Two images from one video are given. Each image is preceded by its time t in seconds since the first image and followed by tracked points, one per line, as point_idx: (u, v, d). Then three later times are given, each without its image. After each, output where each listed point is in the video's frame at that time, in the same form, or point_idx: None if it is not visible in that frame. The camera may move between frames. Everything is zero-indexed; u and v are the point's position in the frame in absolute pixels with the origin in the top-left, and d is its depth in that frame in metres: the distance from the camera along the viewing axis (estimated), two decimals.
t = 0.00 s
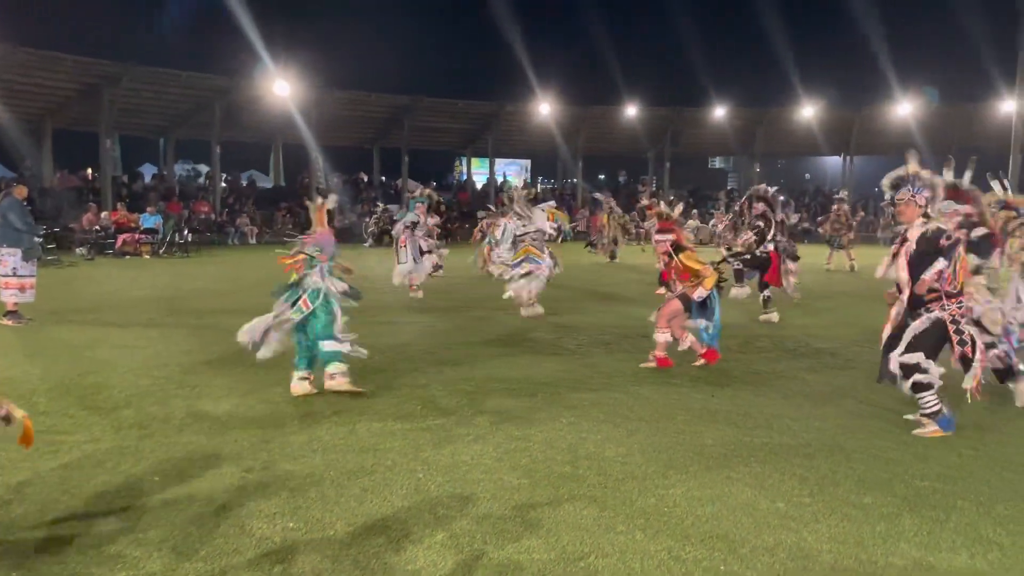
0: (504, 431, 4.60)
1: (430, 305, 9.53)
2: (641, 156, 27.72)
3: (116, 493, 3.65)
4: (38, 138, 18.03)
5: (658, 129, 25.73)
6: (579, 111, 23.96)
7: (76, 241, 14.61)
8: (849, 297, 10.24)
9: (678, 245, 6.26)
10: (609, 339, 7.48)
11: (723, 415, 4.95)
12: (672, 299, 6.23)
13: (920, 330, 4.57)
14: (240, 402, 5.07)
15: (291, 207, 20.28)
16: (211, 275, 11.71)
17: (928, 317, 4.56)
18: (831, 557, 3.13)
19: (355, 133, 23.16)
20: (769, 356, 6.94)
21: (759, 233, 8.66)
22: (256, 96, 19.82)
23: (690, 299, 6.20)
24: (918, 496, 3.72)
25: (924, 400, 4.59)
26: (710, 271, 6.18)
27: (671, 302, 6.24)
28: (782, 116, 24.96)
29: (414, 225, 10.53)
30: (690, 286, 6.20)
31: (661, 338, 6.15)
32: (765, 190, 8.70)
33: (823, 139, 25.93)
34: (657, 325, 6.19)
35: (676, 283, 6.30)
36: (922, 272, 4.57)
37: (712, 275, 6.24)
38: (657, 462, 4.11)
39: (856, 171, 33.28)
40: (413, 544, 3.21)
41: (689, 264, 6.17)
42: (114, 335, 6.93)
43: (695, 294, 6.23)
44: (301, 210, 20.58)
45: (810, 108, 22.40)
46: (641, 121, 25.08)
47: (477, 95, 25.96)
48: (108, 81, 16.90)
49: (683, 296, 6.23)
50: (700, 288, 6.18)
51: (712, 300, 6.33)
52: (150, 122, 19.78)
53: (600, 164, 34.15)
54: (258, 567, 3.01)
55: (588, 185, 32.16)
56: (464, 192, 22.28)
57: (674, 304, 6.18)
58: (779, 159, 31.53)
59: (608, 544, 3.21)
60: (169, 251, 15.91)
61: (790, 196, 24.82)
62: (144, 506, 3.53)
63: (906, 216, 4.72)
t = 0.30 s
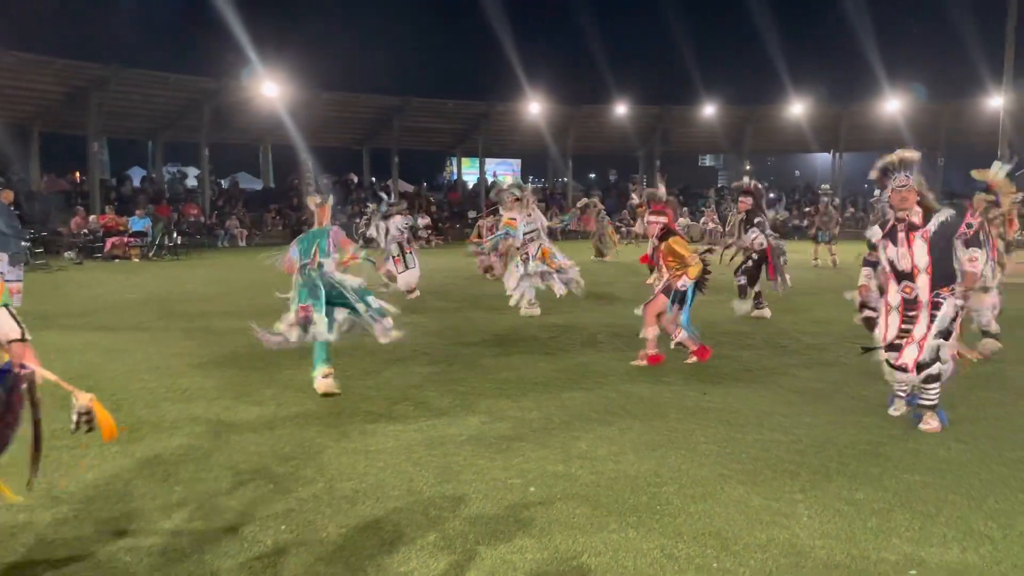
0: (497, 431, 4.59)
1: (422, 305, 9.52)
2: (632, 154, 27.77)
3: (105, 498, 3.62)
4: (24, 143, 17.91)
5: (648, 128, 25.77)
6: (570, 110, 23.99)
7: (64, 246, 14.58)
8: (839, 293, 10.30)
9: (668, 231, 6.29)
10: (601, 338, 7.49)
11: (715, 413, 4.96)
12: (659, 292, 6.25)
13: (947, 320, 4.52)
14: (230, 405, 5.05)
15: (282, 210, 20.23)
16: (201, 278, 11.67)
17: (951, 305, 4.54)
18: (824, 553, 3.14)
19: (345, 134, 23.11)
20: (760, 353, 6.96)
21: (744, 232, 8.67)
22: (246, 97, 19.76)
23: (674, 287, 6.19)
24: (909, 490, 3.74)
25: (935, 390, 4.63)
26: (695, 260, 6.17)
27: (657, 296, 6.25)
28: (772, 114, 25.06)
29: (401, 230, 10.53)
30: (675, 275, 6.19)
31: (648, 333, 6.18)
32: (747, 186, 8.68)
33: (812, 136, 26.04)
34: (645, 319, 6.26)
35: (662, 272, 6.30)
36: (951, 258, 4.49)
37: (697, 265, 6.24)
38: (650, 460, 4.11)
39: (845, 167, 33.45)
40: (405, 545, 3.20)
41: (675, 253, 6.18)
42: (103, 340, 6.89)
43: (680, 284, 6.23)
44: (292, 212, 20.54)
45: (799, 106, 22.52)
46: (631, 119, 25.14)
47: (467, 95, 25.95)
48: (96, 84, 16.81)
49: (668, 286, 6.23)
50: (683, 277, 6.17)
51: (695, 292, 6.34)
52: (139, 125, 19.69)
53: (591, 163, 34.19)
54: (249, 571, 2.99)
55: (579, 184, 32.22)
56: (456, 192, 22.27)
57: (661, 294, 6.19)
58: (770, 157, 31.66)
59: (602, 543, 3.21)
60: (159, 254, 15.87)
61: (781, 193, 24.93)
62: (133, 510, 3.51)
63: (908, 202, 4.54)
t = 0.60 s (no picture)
0: (496, 431, 4.59)
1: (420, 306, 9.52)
2: (629, 154, 27.78)
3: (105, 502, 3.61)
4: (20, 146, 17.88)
5: (644, 127, 25.78)
6: (567, 110, 23.99)
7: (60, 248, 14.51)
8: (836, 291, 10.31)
9: (668, 218, 6.26)
10: (599, 337, 7.49)
11: (714, 411, 4.96)
12: (656, 284, 6.23)
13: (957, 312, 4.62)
14: (229, 407, 5.05)
15: (280, 212, 20.22)
16: (199, 280, 11.66)
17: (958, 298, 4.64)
18: (823, 551, 3.13)
19: (341, 135, 23.11)
20: (758, 352, 6.97)
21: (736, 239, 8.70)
22: (242, 99, 19.75)
23: (667, 276, 6.18)
24: (908, 488, 3.74)
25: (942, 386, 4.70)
26: (691, 249, 6.14)
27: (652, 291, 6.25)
28: (768, 112, 25.06)
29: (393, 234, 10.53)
30: (670, 263, 6.17)
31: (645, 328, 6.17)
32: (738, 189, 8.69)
33: (809, 134, 26.05)
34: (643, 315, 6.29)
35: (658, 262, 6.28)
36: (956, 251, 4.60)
37: (692, 253, 6.21)
38: (648, 460, 4.11)
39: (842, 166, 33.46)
40: (405, 547, 3.19)
41: (672, 241, 6.15)
42: (101, 343, 6.89)
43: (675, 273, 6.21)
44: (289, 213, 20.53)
45: (795, 104, 22.53)
46: (628, 119, 25.15)
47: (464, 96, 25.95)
48: (91, 86, 16.79)
49: (663, 277, 6.22)
50: (678, 265, 6.14)
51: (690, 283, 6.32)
52: (135, 128, 19.67)
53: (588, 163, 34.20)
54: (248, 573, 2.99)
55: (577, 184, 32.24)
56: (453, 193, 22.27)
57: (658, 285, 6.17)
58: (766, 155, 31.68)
59: (601, 543, 3.20)
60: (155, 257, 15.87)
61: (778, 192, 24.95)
62: (133, 514, 3.50)
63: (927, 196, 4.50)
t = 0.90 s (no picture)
0: (498, 432, 4.59)
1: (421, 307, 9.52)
2: (630, 154, 27.78)
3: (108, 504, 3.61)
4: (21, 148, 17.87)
5: (645, 127, 25.77)
6: (567, 111, 23.99)
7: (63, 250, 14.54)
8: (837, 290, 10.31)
9: (669, 214, 6.26)
10: (602, 337, 7.50)
11: (717, 411, 4.96)
12: (659, 281, 6.19)
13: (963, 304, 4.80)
14: (231, 408, 5.05)
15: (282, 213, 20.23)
16: (201, 282, 11.68)
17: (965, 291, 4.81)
18: (828, 552, 3.12)
19: (342, 136, 23.12)
20: (760, 351, 6.97)
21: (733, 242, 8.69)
22: (243, 101, 19.76)
23: (668, 270, 6.15)
24: (912, 487, 3.73)
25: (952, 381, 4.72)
26: (691, 243, 6.12)
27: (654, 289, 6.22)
28: (769, 112, 25.06)
29: (393, 237, 10.53)
30: (670, 258, 6.14)
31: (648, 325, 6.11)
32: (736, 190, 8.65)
33: (810, 134, 26.05)
34: (645, 315, 6.24)
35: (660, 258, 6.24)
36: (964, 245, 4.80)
37: (693, 247, 6.20)
38: (652, 460, 4.11)
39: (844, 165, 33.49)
40: (408, 548, 3.19)
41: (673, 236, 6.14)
42: (104, 344, 6.90)
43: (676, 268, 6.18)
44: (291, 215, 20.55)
45: (796, 104, 22.52)
46: (629, 120, 25.15)
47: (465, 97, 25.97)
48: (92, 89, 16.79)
49: (665, 274, 6.18)
50: (679, 259, 6.12)
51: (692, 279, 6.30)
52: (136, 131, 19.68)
53: (588, 163, 34.20)
54: None
55: (578, 184, 32.27)
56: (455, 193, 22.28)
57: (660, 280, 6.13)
58: (767, 155, 31.67)
59: (605, 543, 3.20)
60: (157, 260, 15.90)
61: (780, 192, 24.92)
62: (136, 516, 3.49)
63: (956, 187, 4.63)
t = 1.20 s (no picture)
0: (505, 433, 4.59)
1: (425, 309, 9.53)
2: (635, 155, 27.76)
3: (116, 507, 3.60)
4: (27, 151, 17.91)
5: (651, 128, 25.75)
6: (572, 111, 23.99)
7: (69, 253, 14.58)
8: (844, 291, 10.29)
9: (670, 216, 6.33)
10: (608, 339, 7.50)
11: (723, 413, 4.95)
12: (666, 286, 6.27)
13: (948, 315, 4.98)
14: (239, 411, 5.05)
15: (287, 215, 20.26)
16: (207, 284, 11.69)
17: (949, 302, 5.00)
18: (836, 554, 3.11)
19: (347, 138, 23.16)
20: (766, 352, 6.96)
21: (728, 243, 8.48)
22: (249, 103, 19.80)
23: (671, 272, 6.24)
24: (921, 489, 3.72)
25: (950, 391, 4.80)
26: (693, 244, 6.25)
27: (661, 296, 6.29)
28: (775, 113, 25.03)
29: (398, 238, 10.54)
30: (673, 261, 6.25)
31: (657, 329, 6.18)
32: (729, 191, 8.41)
33: (815, 134, 26.00)
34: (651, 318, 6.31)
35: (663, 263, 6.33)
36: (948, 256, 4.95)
37: (693, 248, 6.31)
38: (658, 462, 4.10)
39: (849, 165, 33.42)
40: (416, 550, 3.19)
41: (675, 238, 6.25)
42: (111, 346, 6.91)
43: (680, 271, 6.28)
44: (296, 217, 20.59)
45: (802, 104, 22.48)
46: (634, 120, 25.13)
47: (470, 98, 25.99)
48: (98, 92, 16.83)
49: (670, 278, 6.27)
50: (682, 261, 6.24)
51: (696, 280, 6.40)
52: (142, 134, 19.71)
53: (594, 164, 34.18)
54: None
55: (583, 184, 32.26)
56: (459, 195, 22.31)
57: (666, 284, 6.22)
58: (772, 156, 31.62)
59: (612, 546, 3.20)
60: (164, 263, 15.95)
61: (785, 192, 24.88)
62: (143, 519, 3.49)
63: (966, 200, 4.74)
